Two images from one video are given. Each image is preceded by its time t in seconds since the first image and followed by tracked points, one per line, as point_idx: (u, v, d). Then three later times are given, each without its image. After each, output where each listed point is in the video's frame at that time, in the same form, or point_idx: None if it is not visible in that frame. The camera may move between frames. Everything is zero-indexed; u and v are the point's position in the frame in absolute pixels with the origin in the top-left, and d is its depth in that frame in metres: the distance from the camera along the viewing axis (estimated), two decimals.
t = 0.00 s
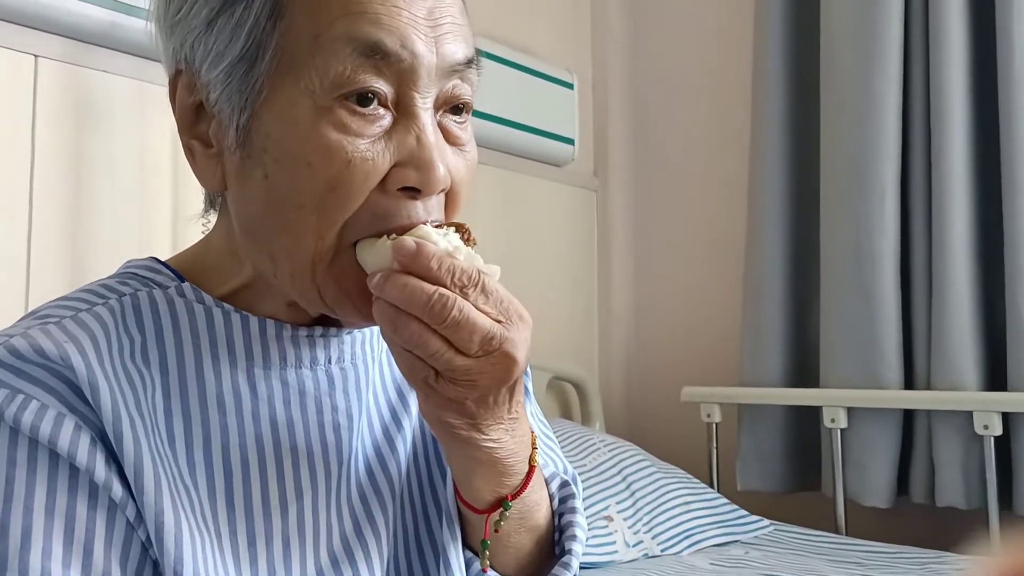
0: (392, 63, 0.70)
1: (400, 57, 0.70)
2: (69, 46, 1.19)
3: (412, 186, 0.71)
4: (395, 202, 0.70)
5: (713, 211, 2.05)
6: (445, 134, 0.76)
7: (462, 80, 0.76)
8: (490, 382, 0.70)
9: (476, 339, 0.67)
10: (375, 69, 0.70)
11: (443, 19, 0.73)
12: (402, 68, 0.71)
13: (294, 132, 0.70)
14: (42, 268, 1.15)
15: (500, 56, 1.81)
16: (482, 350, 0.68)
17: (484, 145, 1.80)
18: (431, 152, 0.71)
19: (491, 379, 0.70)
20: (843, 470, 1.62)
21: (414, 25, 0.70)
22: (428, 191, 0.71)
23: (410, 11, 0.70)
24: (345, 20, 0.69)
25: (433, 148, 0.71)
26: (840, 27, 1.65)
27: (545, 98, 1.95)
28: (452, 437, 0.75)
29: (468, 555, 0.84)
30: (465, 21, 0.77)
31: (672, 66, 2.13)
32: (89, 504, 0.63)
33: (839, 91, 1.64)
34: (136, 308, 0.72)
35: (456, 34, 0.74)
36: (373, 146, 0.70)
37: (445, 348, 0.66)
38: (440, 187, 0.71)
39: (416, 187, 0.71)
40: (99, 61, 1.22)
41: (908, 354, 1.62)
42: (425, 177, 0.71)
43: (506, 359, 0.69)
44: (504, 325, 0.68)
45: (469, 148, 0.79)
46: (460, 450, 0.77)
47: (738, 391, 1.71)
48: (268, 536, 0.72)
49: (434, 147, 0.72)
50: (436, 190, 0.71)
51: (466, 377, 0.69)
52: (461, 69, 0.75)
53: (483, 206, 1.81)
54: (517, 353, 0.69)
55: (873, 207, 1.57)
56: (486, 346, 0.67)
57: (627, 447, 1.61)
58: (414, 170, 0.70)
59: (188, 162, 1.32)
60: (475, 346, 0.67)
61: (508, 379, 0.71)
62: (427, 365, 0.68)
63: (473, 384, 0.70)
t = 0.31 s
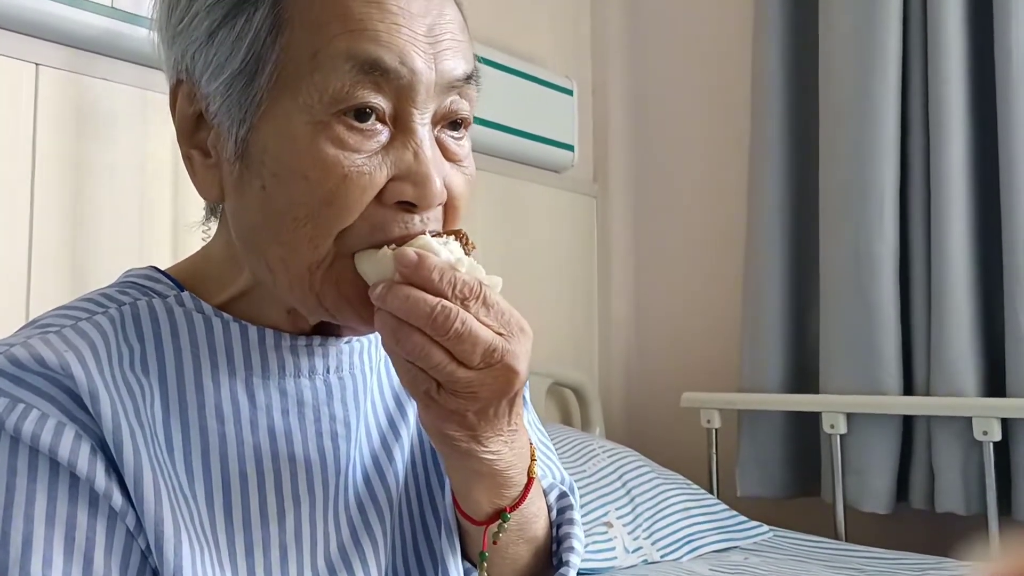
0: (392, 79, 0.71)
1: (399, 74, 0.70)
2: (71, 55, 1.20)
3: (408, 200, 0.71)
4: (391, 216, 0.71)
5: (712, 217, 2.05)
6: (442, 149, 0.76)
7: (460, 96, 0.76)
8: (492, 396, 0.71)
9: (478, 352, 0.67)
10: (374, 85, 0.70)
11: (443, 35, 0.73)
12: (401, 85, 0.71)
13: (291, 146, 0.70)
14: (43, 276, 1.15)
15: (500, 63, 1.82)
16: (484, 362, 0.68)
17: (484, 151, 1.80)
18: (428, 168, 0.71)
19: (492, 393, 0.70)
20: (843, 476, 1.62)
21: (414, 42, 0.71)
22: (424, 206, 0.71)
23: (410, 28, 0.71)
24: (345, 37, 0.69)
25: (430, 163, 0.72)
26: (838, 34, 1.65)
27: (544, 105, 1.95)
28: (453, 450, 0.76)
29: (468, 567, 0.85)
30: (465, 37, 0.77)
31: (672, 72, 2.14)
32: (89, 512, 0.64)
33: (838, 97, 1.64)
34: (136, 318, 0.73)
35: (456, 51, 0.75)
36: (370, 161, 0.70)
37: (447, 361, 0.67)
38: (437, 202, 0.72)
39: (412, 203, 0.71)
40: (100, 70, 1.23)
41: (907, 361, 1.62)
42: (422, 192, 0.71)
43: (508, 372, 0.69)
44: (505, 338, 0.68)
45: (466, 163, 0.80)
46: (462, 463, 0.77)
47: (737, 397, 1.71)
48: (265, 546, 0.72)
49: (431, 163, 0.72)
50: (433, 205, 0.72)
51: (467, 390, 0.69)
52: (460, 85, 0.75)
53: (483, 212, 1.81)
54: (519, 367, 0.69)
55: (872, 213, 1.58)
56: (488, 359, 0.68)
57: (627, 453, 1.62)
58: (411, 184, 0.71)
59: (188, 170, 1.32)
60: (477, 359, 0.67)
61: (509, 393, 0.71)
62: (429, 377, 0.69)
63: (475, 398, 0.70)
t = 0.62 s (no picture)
0: (389, 87, 0.71)
1: (396, 81, 0.71)
2: (70, 61, 1.20)
3: (406, 206, 0.71)
4: (388, 221, 0.71)
5: (711, 221, 2.06)
6: (440, 155, 0.77)
7: (457, 102, 0.76)
8: (496, 403, 0.71)
9: (484, 358, 0.67)
10: (371, 93, 0.71)
11: (439, 43, 0.74)
12: (398, 92, 0.71)
13: (287, 153, 0.70)
14: (42, 281, 1.15)
15: (498, 68, 1.82)
16: (489, 368, 0.68)
17: (482, 156, 1.81)
18: (425, 174, 0.71)
19: (496, 399, 0.71)
20: (842, 480, 1.62)
21: (411, 49, 0.71)
22: (422, 212, 0.71)
23: (406, 36, 0.71)
24: (342, 46, 0.70)
25: (427, 169, 0.72)
26: (836, 38, 1.65)
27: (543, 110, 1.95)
28: (453, 456, 0.76)
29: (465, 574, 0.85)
30: (462, 44, 0.78)
31: (671, 77, 2.14)
32: (89, 520, 0.64)
33: (836, 102, 1.64)
34: (134, 324, 0.73)
35: (453, 58, 0.75)
36: (368, 167, 0.70)
37: (453, 366, 0.67)
38: (434, 208, 0.72)
39: (410, 208, 0.71)
40: (99, 76, 1.23)
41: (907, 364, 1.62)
42: (419, 198, 0.71)
43: (512, 379, 0.70)
44: (511, 345, 0.69)
45: (464, 169, 0.80)
46: (462, 471, 0.78)
47: (737, 401, 1.71)
48: (265, 552, 0.72)
49: (427, 169, 0.72)
50: (430, 210, 0.72)
51: (472, 396, 0.70)
52: (456, 91, 0.75)
53: (482, 217, 1.81)
54: (523, 374, 0.70)
55: (871, 217, 1.58)
56: (494, 365, 0.68)
57: (626, 457, 1.62)
58: (408, 190, 0.71)
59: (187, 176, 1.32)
60: (483, 365, 0.68)
61: (513, 400, 0.71)
62: (433, 382, 0.69)
63: (479, 404, 0.71)
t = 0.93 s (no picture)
0: (387, 88, 0.71)
1: (394, 82, 0.70)
2: (68, 65, 1.20)
3: (406, 205, 0.71)
4: (389, 220, 0.71)
5: (710, 224, 2.06)
6: (438, 155, 0.76)
7: (455, 101, 0.76)
8: (503, 404, 0.71)
9: (493, 358, 0.68)
10: (369, 93, 0.71)
11: (437, 42, 0.74)
12: (396, 92, 0.71)
13: (286, 154, 0.70)
14: (41, 285, 1.15)
15: (497, 72, 1.82)
16: (498, 368, 0.69)
17: (482, 159, 1.81)
18: (424, 172, 0.71)
19: (503, 401, 0.71)
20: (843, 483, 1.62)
21: (408, 50, 0.71)
22: (422, 211, 0.71)
23: (404, 37, 0.71)
24: (340, 47, 0.69)
25: (426, 168, 0.72)
26: (835, 42, 1.66)
27: (542, 114, 1.95)
28: (454, 457, 0.76)
29: None
30: (459, 44, 0.77)
31: (670, 81, 2.14)
32: (91, 522, 0.63)
33: (835, 105, 1.65)
34: (135, 327, 0.73)
35: (451, 58, 0.75)
36: (367, 166, 0.70)
37: (462, 366, 0.67)
38: (434, 206, 0.71)
39: (410, 207, 0.71)
40: (98, 80, 1.23)
41: (907, 367, 1.62)
42: (419, 197, 0.71)
43: (520, 380, 0.70)
44: (520, 346, 0.69)
45: (463, 169, 0.80)
46: (462, 471, 0.77)
47: (737, 404, 1.71)
48: (268, 553, 0.72)
49: (427, 168, 0.72)
50: (430, 209, 0.71)
51: (479, 396, 0.70)
52: (454, 91, 0.75)
53: (481, 220, 1.81)
54: (531, 374, 0.70)
55: (871, 220, 1.58)
56: (502, 365, 0.68)
57: (627, 461, 1.62)
58: (407, 189, 0.71)
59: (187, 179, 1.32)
60: (492, 365, 0.68)
61: (520, 401, 0.71)
62: (441, 382, 0.69)
63: (485, 404, 0.71)
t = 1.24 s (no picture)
0: (386, 89, 0.71)
1: (393, 83, 0.71)
2: (72, 69, 1.21)
3: (407, 205, 0.71)
4: (391, 221, 0.71)
5: (711, 227, 2.06)
6: (439, 155, 0.77)
7: (454, 102, 0.77)
8: (506, 406, 0.71)
9: (499, 362, 0.68)
10: (369, 95, 0.71)
11: (435, 43, 0.74)
12: (396, 94, 0.71)
13: (287, 157, 0.70)
14: (44, 289, 1.15)
15: (498, 74, 1.83)
16: (503, 372, 0.69)
17: (483, 162, 1.81)
18: (424, 172, 0.71)
19: (507, 404, 0.71)
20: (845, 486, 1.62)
21: (407, 51, 0.71)
22: (423, 211, 0.71)
23: (403, 38, 0.71)
24: (339, 49, 0.70)
25: (426, 168, 0.72)
26: (835, 45, 1.66)
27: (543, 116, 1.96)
28: (455, 459, 0.76)
29: None
30: (457, 44, 0.78)
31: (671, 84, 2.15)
32: (94, 525, 0.64)
33: (836, 107, 1.65)
34: (137, 329, 0.73)
35: (450, 59, 0.75)
36: (367, 167, 0.70)
37: (467, 368, 0.67)
38: (435, 206, 0.72)
39: (411, 207, 0.71)
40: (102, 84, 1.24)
41: (908, 369, 1.62)
42: (420, 197, 0.71)
43: (524, 383, 0.70)
44: (524, 350, 0.69)
45: (464, 169, 0.80)
46: (462, 473, 0.77)
47: (739, 407, 1.71)
48: (272, 554, 0.72)
49: (427, 168, 0.72)
50: (430, 209, 0.72)
51: (483, 398, 0.70)
52: (453, 92, 0.76)
53: (483, 223, 1.82)
54: (534, 378, 0.70)
55: (872, 222, 1.58)
56: (507, 368, 0.69)
57: (629, 463, 1.62)
58: (408, 189, 0.71)
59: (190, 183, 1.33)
60: (497, 368, 0.68)
61: (524, 404, 0.72)
62: (446, 384, 0.69)
63: (489, 407, 0.71)
